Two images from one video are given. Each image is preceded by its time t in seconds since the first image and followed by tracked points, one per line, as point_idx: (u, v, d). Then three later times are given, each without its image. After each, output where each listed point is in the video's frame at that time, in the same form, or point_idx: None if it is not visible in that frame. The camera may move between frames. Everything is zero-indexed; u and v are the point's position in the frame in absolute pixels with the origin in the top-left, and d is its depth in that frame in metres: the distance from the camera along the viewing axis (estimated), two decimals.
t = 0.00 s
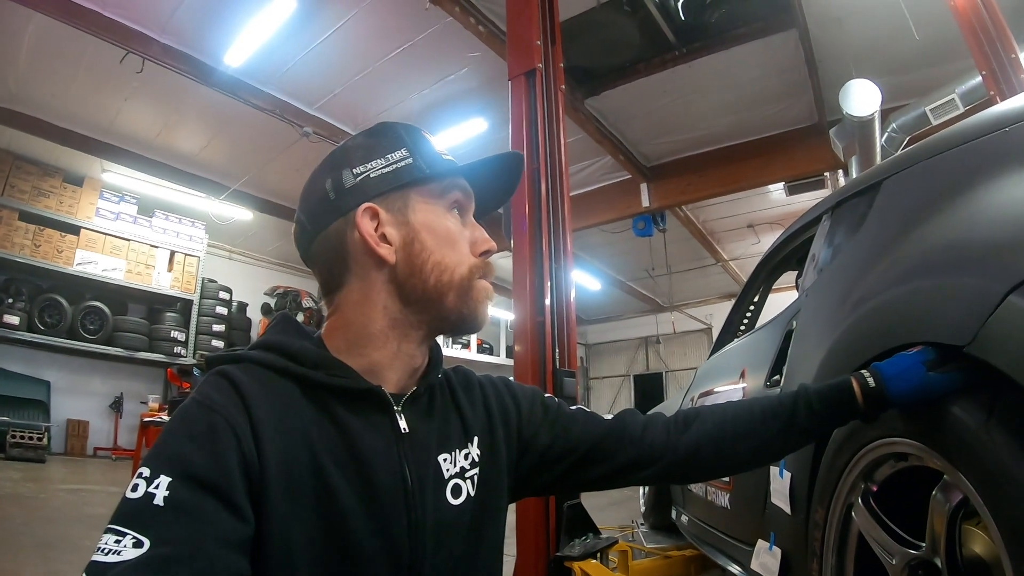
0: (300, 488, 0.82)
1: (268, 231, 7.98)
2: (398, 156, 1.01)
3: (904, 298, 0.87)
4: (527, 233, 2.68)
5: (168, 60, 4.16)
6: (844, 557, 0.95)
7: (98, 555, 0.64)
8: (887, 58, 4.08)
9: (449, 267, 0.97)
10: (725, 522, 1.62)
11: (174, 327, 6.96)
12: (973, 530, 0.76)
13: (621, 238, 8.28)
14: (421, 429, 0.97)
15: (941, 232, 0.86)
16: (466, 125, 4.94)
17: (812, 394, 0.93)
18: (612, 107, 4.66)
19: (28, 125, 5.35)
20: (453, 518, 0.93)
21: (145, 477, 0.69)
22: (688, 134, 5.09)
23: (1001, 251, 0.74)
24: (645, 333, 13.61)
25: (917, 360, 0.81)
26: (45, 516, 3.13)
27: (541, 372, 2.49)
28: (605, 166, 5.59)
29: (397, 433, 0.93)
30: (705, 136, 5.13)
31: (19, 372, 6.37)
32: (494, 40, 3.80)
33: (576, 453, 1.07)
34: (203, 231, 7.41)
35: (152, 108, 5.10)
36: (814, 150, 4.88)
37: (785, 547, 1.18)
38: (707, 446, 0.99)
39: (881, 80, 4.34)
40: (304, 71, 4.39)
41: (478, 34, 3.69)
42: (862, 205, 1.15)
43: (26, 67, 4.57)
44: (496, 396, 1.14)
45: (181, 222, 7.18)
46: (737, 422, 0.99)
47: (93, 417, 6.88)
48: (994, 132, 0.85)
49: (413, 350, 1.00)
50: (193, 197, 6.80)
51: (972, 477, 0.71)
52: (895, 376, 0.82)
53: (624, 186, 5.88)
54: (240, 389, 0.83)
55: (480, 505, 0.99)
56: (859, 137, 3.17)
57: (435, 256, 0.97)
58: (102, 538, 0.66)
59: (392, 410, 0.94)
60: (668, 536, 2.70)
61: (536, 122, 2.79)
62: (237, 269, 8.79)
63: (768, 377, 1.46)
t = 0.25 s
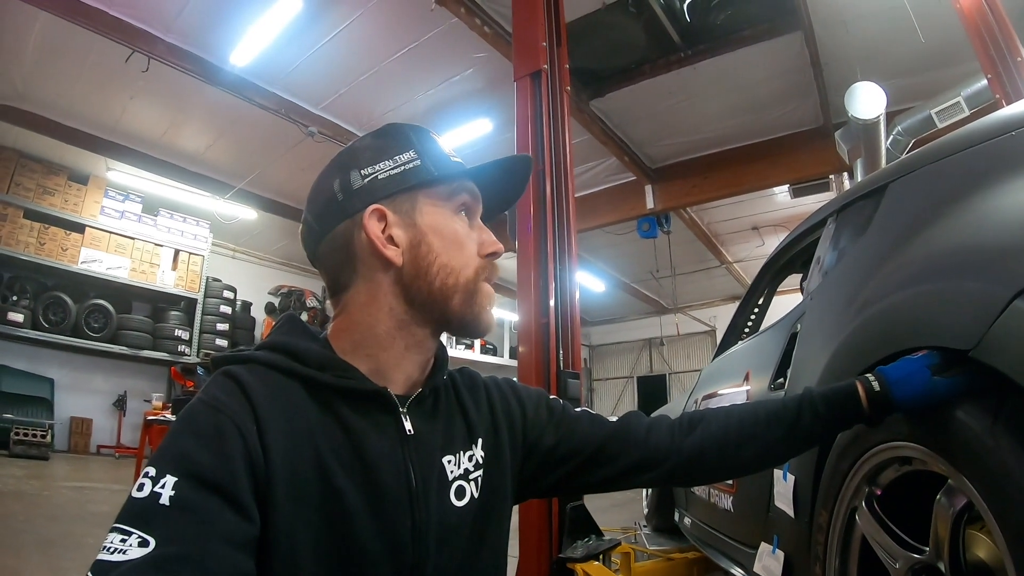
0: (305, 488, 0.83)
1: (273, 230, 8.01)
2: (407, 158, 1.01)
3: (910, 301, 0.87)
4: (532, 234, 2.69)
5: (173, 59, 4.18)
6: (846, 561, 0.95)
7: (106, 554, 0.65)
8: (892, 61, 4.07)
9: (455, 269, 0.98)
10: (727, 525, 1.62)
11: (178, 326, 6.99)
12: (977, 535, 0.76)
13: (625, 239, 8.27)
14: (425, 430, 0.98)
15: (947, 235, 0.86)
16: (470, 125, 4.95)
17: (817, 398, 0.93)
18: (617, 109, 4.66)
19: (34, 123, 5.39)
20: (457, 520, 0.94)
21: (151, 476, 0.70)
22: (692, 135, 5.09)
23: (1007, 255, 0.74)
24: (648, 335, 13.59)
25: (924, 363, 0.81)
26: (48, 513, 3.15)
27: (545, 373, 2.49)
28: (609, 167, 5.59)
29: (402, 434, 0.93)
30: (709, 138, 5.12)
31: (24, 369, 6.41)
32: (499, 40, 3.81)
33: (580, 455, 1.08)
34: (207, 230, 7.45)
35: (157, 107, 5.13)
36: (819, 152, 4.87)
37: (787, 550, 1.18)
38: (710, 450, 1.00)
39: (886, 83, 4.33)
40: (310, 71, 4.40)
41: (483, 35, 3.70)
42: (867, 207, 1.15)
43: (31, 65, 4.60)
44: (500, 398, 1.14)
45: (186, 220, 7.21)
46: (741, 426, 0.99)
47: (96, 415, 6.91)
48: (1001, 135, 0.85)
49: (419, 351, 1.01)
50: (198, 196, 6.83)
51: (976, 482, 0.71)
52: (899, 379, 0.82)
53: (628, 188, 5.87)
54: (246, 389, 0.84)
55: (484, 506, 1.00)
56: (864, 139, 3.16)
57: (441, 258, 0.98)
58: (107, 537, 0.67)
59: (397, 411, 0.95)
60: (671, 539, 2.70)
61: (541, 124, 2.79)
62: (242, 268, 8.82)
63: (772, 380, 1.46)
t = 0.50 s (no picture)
0: (309, 486, 0.83)
1: (278, 227, 8.03)
2: (411, 156, 1.01)
3: (915, 304, 0.87)
4: (538, 233, 2.69)
5: (180, 56, 4.20)
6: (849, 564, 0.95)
7: (109, 550, 0.65)
8: (899, 63, 4.05)
9: (460, 268, 0.98)
10: (730, 526, 1.62)
11: (183, 321, 7.02)
12: (980, 540, 0.76)
13: (629, 239, 8.27)
14: (429, 429, 0.98)
15: (953, 238, 0.86)
16: (476, 123, 4.95)
17: (822, 401, 0.93)
18: (623, 108, 4.65)
19: (42, 118, 5.42)
20: (460, 519, 0.94)
21: (156, 473, 0.70)
22: (698, 135, 5.08)
23: (1013, 259, 0.74)
24: (652, 335, 13.57)
25: (929, 367, 0.81)
26: (52, 506, 3.17)
27: (549, 373, 2.50)
28: (614, 167, 5.58)
29: (406, 433, 0.94)
30: (715, 138, 5.11)
31: (29, 363, 6.45)
32: (505, 39, 3.81)
33: (583, 456, 1.08)
34: (212, 226, 7.48)
35: (163, 103, 5.15)
36: (824, 153, 4.85)
37: (790, 552, 1.18)
38: (714, 452, 0.99)
39: (893, 85, 4.32)
40: (315, 68, 4.41)
41: (489, 33, 3.71)
42: (874, 210, 1.15)
43: (39, 61, 4.63)
44: (505, 397, 1.15)
45: (191, 216, 7.24)
46: (746, 428, 0.99)
47: (100, 410, 6.95)
48: (1010, 138, 0.85)
49: (424, 349, 1.01)
50: (203, 192, 6.86)
51: (981, 486, 0.70)
52: (904, 382, 0.82)
53: (633, 187, 5.87)
54: (251, 386, 0.84)
55: (487, 505, 1.00)
56: (870, 141, 3.15)
57: (446, 258, 0.98)
58: (111, 533, 0.67)
59: (402, 409, 0.95)
60: (672, 540, 2.70)
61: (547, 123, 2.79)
62: (246, 265, 8.86)
63: (777, 381, 1.45)
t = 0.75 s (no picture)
0: (313, 482, 0.83)
1: (279, 224, 8.04)
2: (413, 158, 0.97)
3: (918, 305, 0.87)
4: (539, 231, 2.69)
5: (182, 52, 4.20)
6: (848, 563, 0.95)
7: (115, 544, 0.65)
8: (902, 64, 4.05)
9: (460, 280, 0.96)
10: (729, 525, 1.62)
11: (183, 317, 7.02)
12: (980, 540, 0.76)
13: (630, 238, 8.26)
14: (431, 426, 0.98)
15: (956, 240, 0.86)
16: (477, 121, 4.95)
17: (823, 400, 0.93)
18: (625, 107, 4.64)
19: (43, 114, 5.43)
20: (461, 516, 0.94)
21: (161, 468, 0.71)
22: (700, 135, 5.07)
23: (1016, 261, 0.74)
24: (652, 334, 13.58)
25: (930, 368, 0.81)
26: (51, 502, 3.18)
27: (550, 371, 2.50)
28: (616, 166, 5.58)
29: (409, 431, 0.94)
30: (718, 138, 5.10)
31: (30, 358, 6.47)
32: (507, 36, 3.81)
33: (584, 454, 1.09)
34: (214, 222, 7.48)
35: (165, 99, 5.15)
36: (826, 153, 4.85)
37: (790, 551, 1.19)
38: (715, 451, 1.00)
39: (895, 86, 4.31)
40: (318, 65, 4.41)
41: (492, 30, 3.70)
42: (876, 210, 1.15)
43: (40, 56, 4.63)
44: (506, 395, 1.15)
45: (193, 213, 7.24)
46: (747, 427, 0.99)
47: (101, 405, 6.96)
48: (1014, 140, 0.84)
49: (426, 352, 1.01)
50: (205, 188, 6.86)
51: (980, 485, 0.71)
52: (905, 383, 0.82)
53: (635, 186, 5.86)
54: (254, 382, 0.85)
55: (488, 503, 1.00)
56: (872, 143, 3.15)
57: (445, 269, 0.96)
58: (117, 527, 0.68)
59: (404, 407, 0.95)
60: (672, 539, 2.70)
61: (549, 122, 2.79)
62: (247, 261, 8.87)
63: (778, 381, 1.45)
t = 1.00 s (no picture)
0: (317, 485, 0.84)
1: (281, 220, 8.04)
2: (427, 169, 0.94)
3: (922, 305, 0.87)
4: (542, 228, 2.69)
5: (183, 48, 4.19)
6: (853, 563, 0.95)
7: (118, 550, 0.65)
8: (905, 60, 4.03)
9: (469, 301, 0.94)
10: (733, 522, 1.62)
11: (186, 314, 7.04)
12: (984, 539, 0.76)
13: (632, 234, 8.25)
14: (439, 429, 0.99)
15: (960, 239, 0.85)
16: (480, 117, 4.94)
17: (829, 401, 0.93)
18: (628, 102, 4.63)
19: (45, 111, 5.43)
20: (466, 517, 0.95)
21: (165, 473, 0.71)
22: (703, 131, 5.05)
23: (1021, 261, 0.74)
24: (654, 329, 13.58)
25: (936, 368, 0.80)
26: (55, 498, 3.20)
27: (553, 368, 2.51)
28: (618, 161, 5.57)
29: (416, 434, 0.94)
30: (720, 133, 5.08)
31: (33, 355, 6.49)
32: (510, 32, 3.79)
33: (591, 455, 1.09)
34: (216, 218, 7.49)
35: (166, 96, 5.15)
36: (829, 150, 4.83)
37: (793, 550, 1.19)
38: (722, 452, 1.00)
39: (899, 82, 4.29)
40: (319, 61, 4.41)
41: (495, 27, 3.69)
42: (880, 208, 1.14)
43: (41, 53, 4.63)
44: (513, 396, 1.15)
45: (195, 209, 7.25)
46: (754, 427, 0.99)
47: (104, 402, 6.99)
48: (1020, 138, 0.84)
49: (434, 358, 1.00)
50: (207, 185, 6.87)
51: (984, 486, 0.71)
52: (911, 383, 0.82)
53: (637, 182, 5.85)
54: (261, 386, 0.85)
55: (494, 504, 1.01)
56: (875, 140, 3.13)
57: (456, 289, 0.94)
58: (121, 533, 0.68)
59: (414, 411, 0.95)
60: (674, 535, 2.71)
61: (552, 119, 2.78)
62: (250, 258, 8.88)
63: (781, 379, 1.45)
